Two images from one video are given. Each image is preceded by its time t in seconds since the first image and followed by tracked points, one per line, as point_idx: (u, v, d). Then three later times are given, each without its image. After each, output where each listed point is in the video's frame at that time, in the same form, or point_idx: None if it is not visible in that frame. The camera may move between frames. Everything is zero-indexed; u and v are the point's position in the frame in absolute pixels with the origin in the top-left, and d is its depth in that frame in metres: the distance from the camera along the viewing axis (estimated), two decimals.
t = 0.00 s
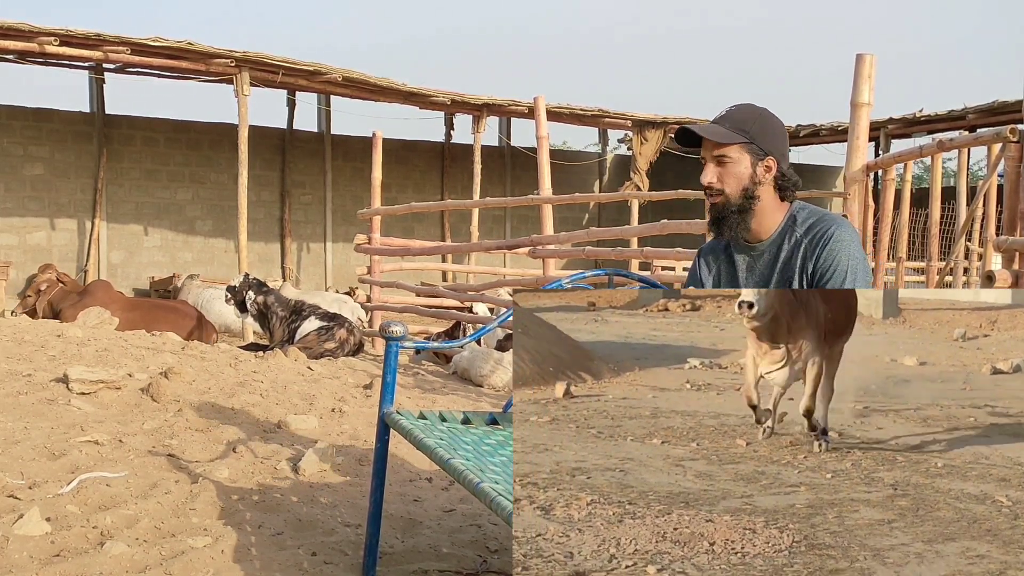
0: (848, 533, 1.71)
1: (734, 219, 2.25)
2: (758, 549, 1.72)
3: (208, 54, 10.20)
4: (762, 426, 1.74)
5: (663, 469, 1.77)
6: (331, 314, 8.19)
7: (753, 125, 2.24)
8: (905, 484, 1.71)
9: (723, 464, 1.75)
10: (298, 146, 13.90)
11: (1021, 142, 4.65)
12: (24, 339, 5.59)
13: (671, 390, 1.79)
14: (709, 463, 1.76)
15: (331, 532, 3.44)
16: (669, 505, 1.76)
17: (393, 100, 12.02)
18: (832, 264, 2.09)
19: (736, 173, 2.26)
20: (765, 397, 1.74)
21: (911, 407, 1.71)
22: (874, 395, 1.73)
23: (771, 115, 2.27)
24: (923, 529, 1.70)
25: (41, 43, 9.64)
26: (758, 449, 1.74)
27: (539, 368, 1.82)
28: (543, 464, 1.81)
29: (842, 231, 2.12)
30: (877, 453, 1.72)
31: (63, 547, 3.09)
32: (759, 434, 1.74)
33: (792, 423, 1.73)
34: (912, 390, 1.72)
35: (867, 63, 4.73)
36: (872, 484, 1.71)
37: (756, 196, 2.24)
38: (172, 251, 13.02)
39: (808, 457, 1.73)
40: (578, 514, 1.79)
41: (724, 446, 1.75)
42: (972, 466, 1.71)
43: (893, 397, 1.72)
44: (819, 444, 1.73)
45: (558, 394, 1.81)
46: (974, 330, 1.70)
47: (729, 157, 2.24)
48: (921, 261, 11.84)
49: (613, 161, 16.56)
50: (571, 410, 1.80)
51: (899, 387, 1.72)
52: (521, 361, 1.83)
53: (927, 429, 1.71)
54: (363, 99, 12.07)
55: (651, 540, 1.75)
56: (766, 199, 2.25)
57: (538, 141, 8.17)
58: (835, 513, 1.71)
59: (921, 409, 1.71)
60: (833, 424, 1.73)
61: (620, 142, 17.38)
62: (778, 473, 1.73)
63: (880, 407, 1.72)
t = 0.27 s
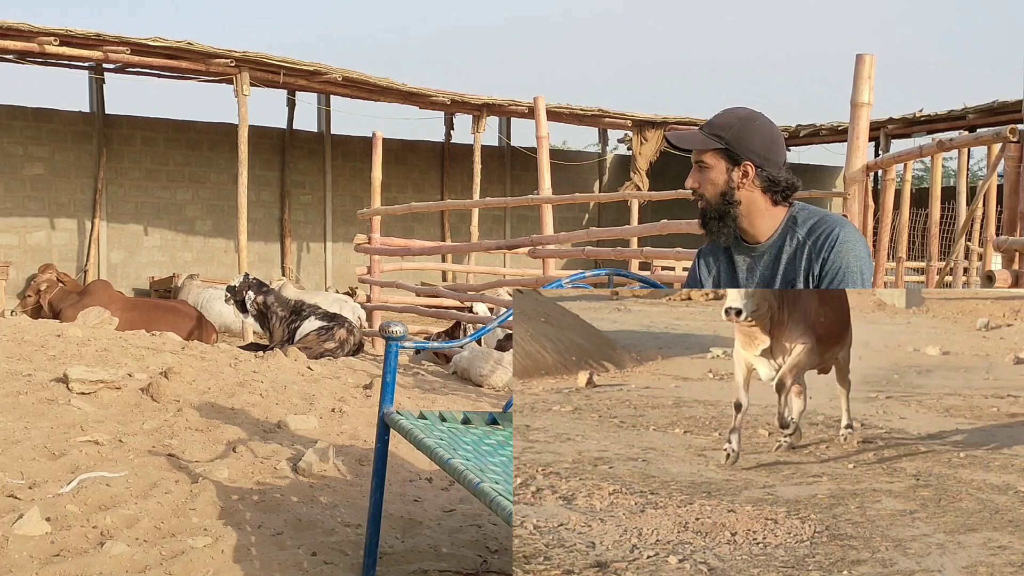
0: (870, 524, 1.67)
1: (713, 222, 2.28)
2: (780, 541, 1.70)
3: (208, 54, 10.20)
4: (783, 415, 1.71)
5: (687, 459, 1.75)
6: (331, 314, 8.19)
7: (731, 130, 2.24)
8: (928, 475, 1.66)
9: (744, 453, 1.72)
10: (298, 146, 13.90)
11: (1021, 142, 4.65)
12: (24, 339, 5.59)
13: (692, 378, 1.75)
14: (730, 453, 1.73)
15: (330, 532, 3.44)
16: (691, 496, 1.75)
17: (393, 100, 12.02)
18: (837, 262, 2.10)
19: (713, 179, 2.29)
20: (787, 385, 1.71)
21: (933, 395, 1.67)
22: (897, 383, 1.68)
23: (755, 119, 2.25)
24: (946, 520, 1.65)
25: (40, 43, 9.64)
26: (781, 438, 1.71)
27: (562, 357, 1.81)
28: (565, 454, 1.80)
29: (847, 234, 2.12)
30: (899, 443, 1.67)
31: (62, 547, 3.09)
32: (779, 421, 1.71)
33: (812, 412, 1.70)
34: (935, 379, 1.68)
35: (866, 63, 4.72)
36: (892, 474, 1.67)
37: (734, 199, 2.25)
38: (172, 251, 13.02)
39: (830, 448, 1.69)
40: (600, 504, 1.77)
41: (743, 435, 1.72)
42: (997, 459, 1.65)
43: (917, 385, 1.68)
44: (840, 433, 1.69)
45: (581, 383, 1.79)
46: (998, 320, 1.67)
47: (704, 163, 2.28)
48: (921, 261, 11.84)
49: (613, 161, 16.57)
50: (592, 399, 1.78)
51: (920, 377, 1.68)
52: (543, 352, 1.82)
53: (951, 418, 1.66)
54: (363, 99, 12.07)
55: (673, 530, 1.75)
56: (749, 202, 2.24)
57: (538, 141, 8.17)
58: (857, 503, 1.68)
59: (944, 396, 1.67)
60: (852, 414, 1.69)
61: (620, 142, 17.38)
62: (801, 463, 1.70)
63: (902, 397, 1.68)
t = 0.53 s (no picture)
0: (891, 519, 1.73)
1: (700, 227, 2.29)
2: (801, 536, 1.75)
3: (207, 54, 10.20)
4: (805, 410, 1.75)
5: (707, 455, 1.77)
6: (331, 314, 8.19)
7: (706, 135, 2.23)
8: (949, 470, 1.72)
9: (765, 451, 1.75)
10: (298, 146, 13.90)
11: (1021, 142, 4.65)
12: (24, 339, 5.59)
13: (715, 373, 1.79)
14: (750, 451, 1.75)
15: (330, 533, 3.44)
16: (710, 492, 1.77)
17: (393, 100, 12.02)
18: (834, 266, 2.10)
19: (694, 183, 2.29)
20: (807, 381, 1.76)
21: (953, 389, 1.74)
22: (916, 378, 1.74)
23: (731, 120, 2.22)
24: (967, 516, 1.72)
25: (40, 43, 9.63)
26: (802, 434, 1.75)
27: (584, 351, 1.84)
28: (586, 449, 1.81)
29: (840, 237, 2.11)
30: (921, 438, 1.73)
31: (63, 547, 3.09)
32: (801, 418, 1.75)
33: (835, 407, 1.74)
34: (955, 374, 1.74)
35: (866, 63, 4.71)
36: (915, 469, 1.73)
37: (715, 203, 2.24)
38: (172, 251, 13.02)
39: (852, 442, 1.74)
40: (621, 500, 1.79)
41: (765, 432, 1.75)
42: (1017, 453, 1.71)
43: (937, 381, 1.74)
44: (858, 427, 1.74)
45: (603, 378, 1.83)
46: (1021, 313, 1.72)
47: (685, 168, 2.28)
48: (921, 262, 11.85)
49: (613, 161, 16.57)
50: (615, 394, 1.82)
51: (941, 371, 1.74)
52: (565, 346, 1.85)
53: (971, 413, 1.73)
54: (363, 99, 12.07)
55: (693, 526, 1.77)
56: (733, 204, 2.22)
57: (538, 141, 8.17)
58: (878, 499, 1.73)
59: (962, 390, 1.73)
60: (875, 407, 1.74)
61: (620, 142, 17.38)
62: (821, 458, 1.74)
63: (923, 391, 1.74)
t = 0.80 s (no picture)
0: (916, 519, 1.77)
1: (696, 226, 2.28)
2: (825, 537, 1.79)
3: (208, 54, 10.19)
4: (828, 410, 1.80)
5: (732, 454, 1.81)
6: (331, 314, 8.19)
7: (706, 134, 2.23)
8: (974, 471, 1.78)
9: (791, 452, 1.81)
10: (298, 146, 13.89)
11: (1021, 142, 4.65)
12: (24, 339, 5.58)
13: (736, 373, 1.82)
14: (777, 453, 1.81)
15: (330, 532, 3.43)
16: (736, 492, 1.81)
17: (393, 100, 12.02)
18: (833, 260, 2.10)
19: (692, 183, 2.28)
20: (832, 382, 1.80)
21: (978, 390, 1.80)
22: (940, 379, 1.80)
23: (730, 121, 2.23)
24: (990, 516, 1.77)
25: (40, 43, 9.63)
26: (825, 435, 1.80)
27: (607, 351, 1.86)
28: (610, 449, 1.83)
29: (838, 233, 2.12)
30: (945, 438, 1.79)
31: (63, 547, 3.09)
32: (828, 419, 1.81)
33: (861, 409, 1.80)
34: (979, 374, 1.80)
35: (866, 64, 4.71)
36: (940, 470, 1.78)
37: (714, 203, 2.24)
38: (172, 251, 13.03)
39: (876, 443, 1.79)
40: (647, 501, 1.82)
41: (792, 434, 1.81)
42: None
43: (962, 381, 1.80)
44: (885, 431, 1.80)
45: (627, 377, 1.85)
46: None
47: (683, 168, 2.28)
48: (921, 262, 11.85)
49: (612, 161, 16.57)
50: (639, 394, 1.84)
51: (965, 372, 1.79)
52: (589, 346, 1.86)
53: (995, 414, 1.79)
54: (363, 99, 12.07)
55: (718, 527, 1.80)
56: (730, 205, 2.23)
57: (538, 141, 8.17)
58: (903, 499, 1.78)
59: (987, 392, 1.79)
60: (899, 407, 1.80)
61: (621, 142, 17.37)
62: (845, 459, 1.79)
63: (947, 392, 1.80)
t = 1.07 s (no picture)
0: (950, 521, 1.77)
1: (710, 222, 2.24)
2: (859, 538, 1.79)
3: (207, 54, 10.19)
4: (862, 411, 1.79)
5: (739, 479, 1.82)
6: (331, 314, 8.19)
7: (724, 131, 2.26)
8: (1010, 472, 1.76)
9: (823, 453, 1.79)
10: (298, 146, 13.89)
11: (1021, 142, 4.65)
12: (24, 339, 5.58)
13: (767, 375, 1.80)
14: (809, 453, 1.80)
15: (330, 532, 3.43)
16: (770, 493, 1.82)
17: (393, 100, 12.02)
18: (836, 260, 2.10)
19: (709, 178, 2.27)
20: (866, 383, 1.79)
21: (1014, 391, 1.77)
22: (974, 379, 1.79)
23: (742, 120, 2.27)
24: None
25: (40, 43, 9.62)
26: (859, 435, 1.80)
27: (641, 352, 1.88)
28: (645, 449, 1.84)
29: (843, 233, 2.11)
30: (979, 440, 1.77)
31: (62, 547, 3.09)
32: (861, 420, 1.79)
33: (894, 410, 1.79)
34: (1013, 375, 1.78)
35: (866, 64, 4.70)
36: (976, 472, 1.77)
37: (731, 197, 2.23)
38: (172, 251, 13.03)
39: (910, 442, 1.79)
40: (681, 502, 1.83)
41: (825, 435, 1.79)
42: None
43: (994, 382, 1.78)
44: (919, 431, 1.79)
45: (660, 378, 1.86)
46: None
47: (701, 161, 2.26)
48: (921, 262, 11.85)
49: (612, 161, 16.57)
50: (672, 394, 1.84)
51: (999, 373, 1.78)
52: (623, 346, 1.88)
53: None
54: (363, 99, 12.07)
55: (753, 528, 1.81)
56: (745, 200, 2.22)
57: (538, 141, 8.17)
58: (936, 501, 1.77)
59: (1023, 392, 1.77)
60: (932, 408, 1.79)
61: (621, 141, 17.38)
62: (879, 460, 1.79)
63: (981, 393, 1.78)
